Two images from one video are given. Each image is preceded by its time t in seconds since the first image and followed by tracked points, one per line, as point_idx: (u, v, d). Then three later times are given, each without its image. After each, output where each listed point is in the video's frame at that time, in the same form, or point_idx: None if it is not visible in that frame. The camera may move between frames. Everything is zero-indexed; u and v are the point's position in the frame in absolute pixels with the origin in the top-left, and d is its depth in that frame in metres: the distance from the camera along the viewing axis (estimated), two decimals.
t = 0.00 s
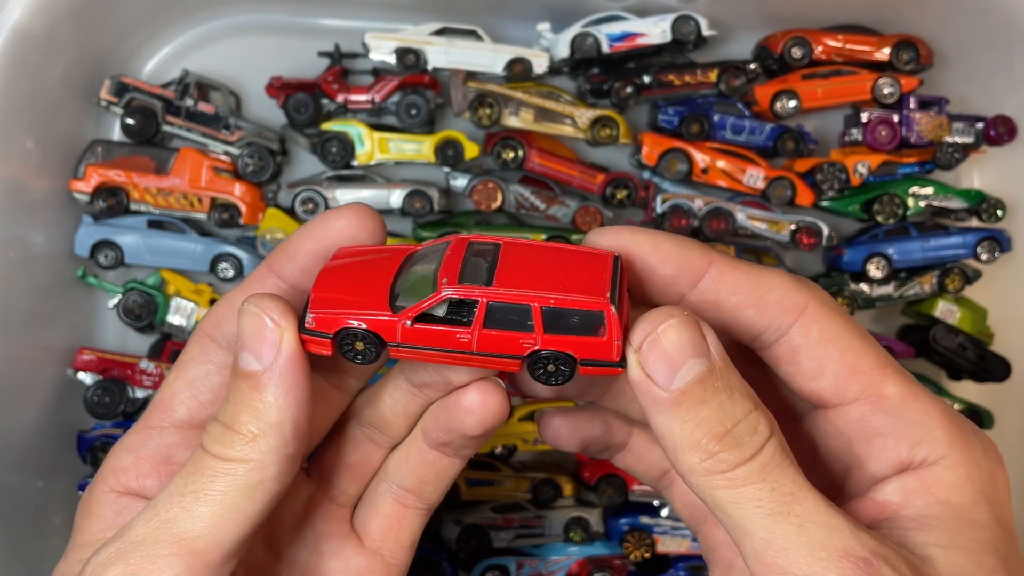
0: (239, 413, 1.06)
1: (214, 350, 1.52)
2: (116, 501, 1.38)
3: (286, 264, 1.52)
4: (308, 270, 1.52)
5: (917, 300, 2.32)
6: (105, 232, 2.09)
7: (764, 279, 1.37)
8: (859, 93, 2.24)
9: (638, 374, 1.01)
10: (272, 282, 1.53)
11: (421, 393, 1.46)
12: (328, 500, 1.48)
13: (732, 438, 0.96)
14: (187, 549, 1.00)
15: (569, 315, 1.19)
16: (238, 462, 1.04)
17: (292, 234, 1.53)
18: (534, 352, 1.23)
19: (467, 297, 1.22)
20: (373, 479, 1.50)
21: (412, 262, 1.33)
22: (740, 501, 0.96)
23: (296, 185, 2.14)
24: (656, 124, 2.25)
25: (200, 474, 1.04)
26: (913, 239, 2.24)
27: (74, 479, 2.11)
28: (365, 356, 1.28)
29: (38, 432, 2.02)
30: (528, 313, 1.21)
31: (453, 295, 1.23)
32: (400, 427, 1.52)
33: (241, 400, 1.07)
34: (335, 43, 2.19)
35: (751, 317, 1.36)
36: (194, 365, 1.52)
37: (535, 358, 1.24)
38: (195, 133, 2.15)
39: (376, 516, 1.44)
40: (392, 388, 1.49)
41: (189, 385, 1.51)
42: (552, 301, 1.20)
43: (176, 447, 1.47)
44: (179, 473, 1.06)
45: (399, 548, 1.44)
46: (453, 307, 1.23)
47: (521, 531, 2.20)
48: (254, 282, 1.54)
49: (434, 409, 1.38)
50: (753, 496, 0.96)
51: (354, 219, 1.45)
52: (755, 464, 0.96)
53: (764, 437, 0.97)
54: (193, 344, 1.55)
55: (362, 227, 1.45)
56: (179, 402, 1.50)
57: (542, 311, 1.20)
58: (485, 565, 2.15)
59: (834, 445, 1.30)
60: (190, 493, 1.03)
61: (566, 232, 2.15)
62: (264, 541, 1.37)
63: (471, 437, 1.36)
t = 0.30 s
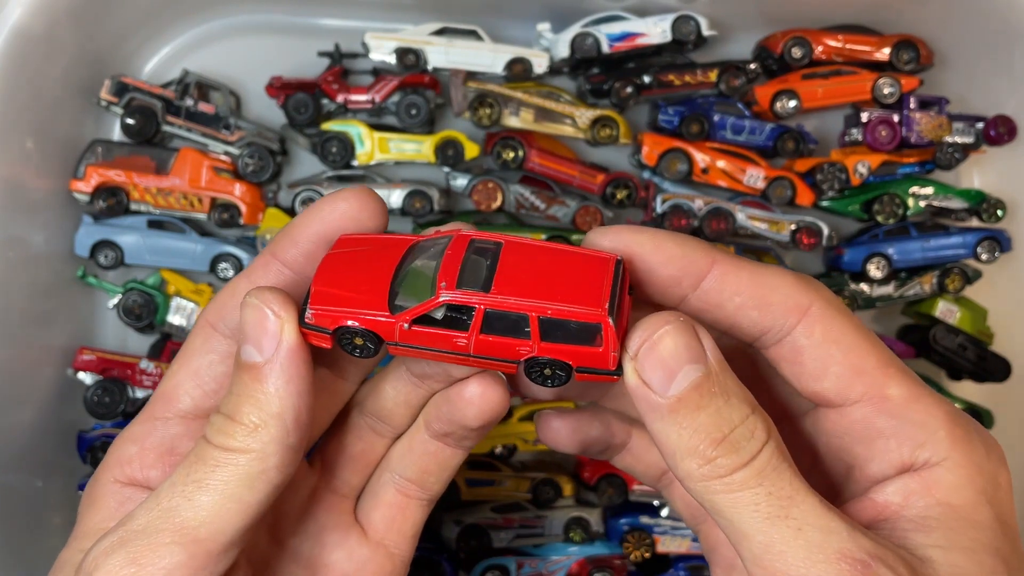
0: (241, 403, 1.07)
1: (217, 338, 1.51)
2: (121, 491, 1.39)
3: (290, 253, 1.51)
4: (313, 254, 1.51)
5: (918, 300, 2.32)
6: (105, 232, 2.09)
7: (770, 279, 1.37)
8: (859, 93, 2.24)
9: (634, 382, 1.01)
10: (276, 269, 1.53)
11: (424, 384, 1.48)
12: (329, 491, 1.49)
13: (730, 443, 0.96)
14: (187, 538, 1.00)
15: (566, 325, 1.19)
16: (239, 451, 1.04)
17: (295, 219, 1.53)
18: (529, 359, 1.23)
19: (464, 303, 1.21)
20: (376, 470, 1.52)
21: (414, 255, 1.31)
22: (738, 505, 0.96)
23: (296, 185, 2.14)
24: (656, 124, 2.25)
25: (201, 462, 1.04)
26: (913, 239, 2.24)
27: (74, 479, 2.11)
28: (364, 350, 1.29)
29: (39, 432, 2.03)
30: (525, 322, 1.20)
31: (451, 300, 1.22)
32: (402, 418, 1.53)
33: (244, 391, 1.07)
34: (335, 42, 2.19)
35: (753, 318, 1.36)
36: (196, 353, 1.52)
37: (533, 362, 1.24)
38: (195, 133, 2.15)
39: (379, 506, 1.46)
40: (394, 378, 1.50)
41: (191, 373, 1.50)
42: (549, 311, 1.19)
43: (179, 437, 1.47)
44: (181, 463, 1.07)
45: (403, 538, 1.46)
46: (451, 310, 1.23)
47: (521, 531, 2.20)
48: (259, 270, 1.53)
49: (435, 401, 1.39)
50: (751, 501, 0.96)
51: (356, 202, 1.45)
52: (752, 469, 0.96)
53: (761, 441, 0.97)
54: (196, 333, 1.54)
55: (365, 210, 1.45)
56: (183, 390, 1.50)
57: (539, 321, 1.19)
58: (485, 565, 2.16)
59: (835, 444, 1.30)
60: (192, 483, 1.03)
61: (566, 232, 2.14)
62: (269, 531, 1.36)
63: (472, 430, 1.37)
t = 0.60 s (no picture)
0: (266, 378, 1.06)
1: (241, 322, 1.53)
2: (157, 471, 1.40)
3: (310, 244, 1.51)
4: (330, 243, 1.51)
5: (918, 300, 2.32)
6: (105, 232, 2.09)
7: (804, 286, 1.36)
8: (859, 93, 2.24)
9: (640, 382, 1.01)
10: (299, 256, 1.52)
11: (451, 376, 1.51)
12: (359, 477, 1.48)
13: (738, 442, 0.96)
14: (217, 512, 1.00)
15: (571, 310, 1.18)
16: (265, 425, 1.03)
17: (312, 209, 1.53)
18: (532, 343, 1.22)
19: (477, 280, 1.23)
20: (404, 461, 1.53)
21: (446, 240, 1.35)
22: (750, 505, 0.96)
23: (296, 185, 2.14)
24: (656, 124, 2.25)
25: (229, 437, 1.04)
26: (912, 239, 2.24)
27: (73, 480, 2.12)
28: (382, 322, 1.31)
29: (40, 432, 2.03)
30: (531, 303, 1.20)
31: (464, 276, 1.24)
32: (429, 410, 1.56)
33: (270, 366, 1.06)
34: (335, 42, 2.19)
35: (775, 320, 1.36)
36: (223, 338, 1.54)
37: (536, 348, 1.23)
38: (195, 133, 2.15)
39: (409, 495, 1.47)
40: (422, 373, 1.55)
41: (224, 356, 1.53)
42: (556, 296, 1.18)
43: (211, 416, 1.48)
44: (210, 438, 1.06)
45: (431, 526, 1.47)
46: (464, 288, 1.25)
47: (521, 531, 2.20)
48: (276, 258, 1.53)
49: (463, 394, 1.42)
50: (761, 500, 0.96)
51: (371, 195, 1.47)
52: (762, 468, 0.96)
53: (770, 439, 0.97)
54: (221, 317, 1.56)
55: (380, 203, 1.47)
56: (214, 373, 1.53)
57: (545, 304, 1.19)
58: (485, 565, 2.16)
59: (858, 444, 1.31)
60: (221, 458, 1.02)
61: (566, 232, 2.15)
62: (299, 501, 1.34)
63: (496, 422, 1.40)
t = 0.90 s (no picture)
0: (322, 394, 1.05)
1: (280, 323, 1.53)
2: (191, 463, 1.37)
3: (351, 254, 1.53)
4: (372, 254, 1.52)
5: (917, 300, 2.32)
6: (105, 232, 2.09)
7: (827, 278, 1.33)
8: (859, 93, 2.24)
9: (584, 437, 1.03)
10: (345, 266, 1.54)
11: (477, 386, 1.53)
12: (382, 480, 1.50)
13: (687, 494, 0.96)
14: (264, 517, 1.00)
15: (612, 345, 1.17)
16: (316, 439, 1.02)
17: (360, 217, 1.54)
18: (567, 372, 1.23)
19: (520, 308, 1.23)
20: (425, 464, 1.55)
21: (488, 260, 1.33)
22: (736, 550, 0.96)
23: (296, 185, 2.14)
24: (656, 124, 2.25)
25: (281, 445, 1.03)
26: (913, 239, 2.24)
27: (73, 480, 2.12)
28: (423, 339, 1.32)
29: (40, 432, 2.03)
30: (571, 335, 1.20)
31: (508, 303, 1.23)
32: (454, 414, 1.59)
33: (327, 383, 1.06)
34: (335, 43, 2.19)
35: (798, 302, 1.38)
36: (262, 335, 1.53)
37: (571, 378, 1.24)
38: (195, 133, 2.15)
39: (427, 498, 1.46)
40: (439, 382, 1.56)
41: (259, 354, 1.52)
42: (597, 330, 1.18)
43: (245, 413, 1.47)
44: (260, 443, 1.05)
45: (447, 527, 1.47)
46: (506, 314, 1.24)
47: (521, 530, 2.20)
48: (320, 266, 1.54)
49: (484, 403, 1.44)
50: (720, 549, 0.97)
51: (417, 210, 1.47)
52: (714, 519, 0.97)
53: (721, 489, 0.97)
54: (259, 315, 1.56)
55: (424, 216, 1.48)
56: (249, 367, 1.51)
57: (585, 337, 1.19)
58: (485, 565, 2.15)
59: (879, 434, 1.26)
60: (271, 465, 1.02)
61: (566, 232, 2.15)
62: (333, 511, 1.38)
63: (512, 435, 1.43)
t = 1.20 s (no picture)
0: (481, 467, 0.96)
1: (420, 358, 1.34)
2: (309, 488, 1.21)
3: (503, 297, 1.37)
4: (528, 305, 1.38)
5: (916, 300, 2.34)
6: (105, 232, 2.09)
7: (859, 369, 1.27)
8: (859, 93, 2.24)
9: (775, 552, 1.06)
10: (494, 308, 1.38)
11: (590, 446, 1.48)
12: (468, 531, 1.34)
13: None
14: None
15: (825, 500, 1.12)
16: (466, 512, 0.94)
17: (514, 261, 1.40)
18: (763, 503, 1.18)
19: (748, 447, 1.11)
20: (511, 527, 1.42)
21: (700, 366, 1.17)
22: None
23: (297, 185, 2.14)
24: (656, 124, 2.25)
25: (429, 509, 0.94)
26: (912, 239, 2.27)
27: (75, 480, 2.13)
28: (626, 433, 1.20)
29: (41, 432, 2.04)
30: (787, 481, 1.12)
31: (737, 441, 1.12)
32: (563, 465, 1.50)
33: (490, 456, 0.97)
34: (336, 43, 2.20)
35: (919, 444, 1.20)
36: (399, 366, 1.33)
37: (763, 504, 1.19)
38: (196, 134, 2.15)
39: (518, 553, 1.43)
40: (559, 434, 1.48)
41: (391, 386, 1.31)
42: (815, 481, 1.12)
43: (366, 444, 1.29)
44: (408, 503, 0.96)
45: None
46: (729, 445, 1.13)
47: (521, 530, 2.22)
48: (469, 304, 1.37)
49: (607, 468, 1.41)
50: None
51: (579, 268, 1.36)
52: None
53: None
54: (395, 344, 1.35)
55: (573, 271, 1.36)
56: (379, 396, 1.30)
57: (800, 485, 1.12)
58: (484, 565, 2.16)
59: None
60: (415, 531, 0.93)
61: (566, 232, 2.17)
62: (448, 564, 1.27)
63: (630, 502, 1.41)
